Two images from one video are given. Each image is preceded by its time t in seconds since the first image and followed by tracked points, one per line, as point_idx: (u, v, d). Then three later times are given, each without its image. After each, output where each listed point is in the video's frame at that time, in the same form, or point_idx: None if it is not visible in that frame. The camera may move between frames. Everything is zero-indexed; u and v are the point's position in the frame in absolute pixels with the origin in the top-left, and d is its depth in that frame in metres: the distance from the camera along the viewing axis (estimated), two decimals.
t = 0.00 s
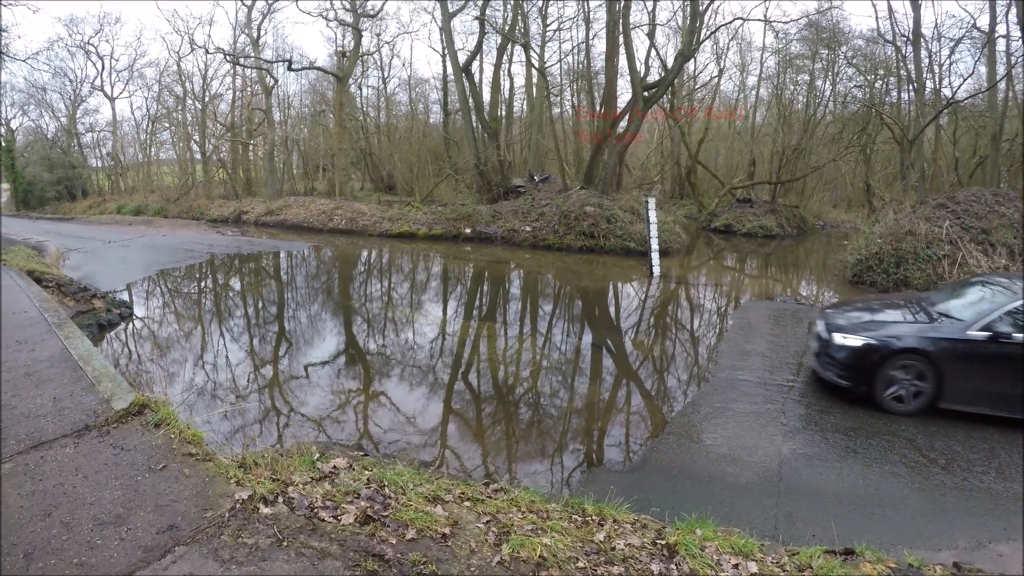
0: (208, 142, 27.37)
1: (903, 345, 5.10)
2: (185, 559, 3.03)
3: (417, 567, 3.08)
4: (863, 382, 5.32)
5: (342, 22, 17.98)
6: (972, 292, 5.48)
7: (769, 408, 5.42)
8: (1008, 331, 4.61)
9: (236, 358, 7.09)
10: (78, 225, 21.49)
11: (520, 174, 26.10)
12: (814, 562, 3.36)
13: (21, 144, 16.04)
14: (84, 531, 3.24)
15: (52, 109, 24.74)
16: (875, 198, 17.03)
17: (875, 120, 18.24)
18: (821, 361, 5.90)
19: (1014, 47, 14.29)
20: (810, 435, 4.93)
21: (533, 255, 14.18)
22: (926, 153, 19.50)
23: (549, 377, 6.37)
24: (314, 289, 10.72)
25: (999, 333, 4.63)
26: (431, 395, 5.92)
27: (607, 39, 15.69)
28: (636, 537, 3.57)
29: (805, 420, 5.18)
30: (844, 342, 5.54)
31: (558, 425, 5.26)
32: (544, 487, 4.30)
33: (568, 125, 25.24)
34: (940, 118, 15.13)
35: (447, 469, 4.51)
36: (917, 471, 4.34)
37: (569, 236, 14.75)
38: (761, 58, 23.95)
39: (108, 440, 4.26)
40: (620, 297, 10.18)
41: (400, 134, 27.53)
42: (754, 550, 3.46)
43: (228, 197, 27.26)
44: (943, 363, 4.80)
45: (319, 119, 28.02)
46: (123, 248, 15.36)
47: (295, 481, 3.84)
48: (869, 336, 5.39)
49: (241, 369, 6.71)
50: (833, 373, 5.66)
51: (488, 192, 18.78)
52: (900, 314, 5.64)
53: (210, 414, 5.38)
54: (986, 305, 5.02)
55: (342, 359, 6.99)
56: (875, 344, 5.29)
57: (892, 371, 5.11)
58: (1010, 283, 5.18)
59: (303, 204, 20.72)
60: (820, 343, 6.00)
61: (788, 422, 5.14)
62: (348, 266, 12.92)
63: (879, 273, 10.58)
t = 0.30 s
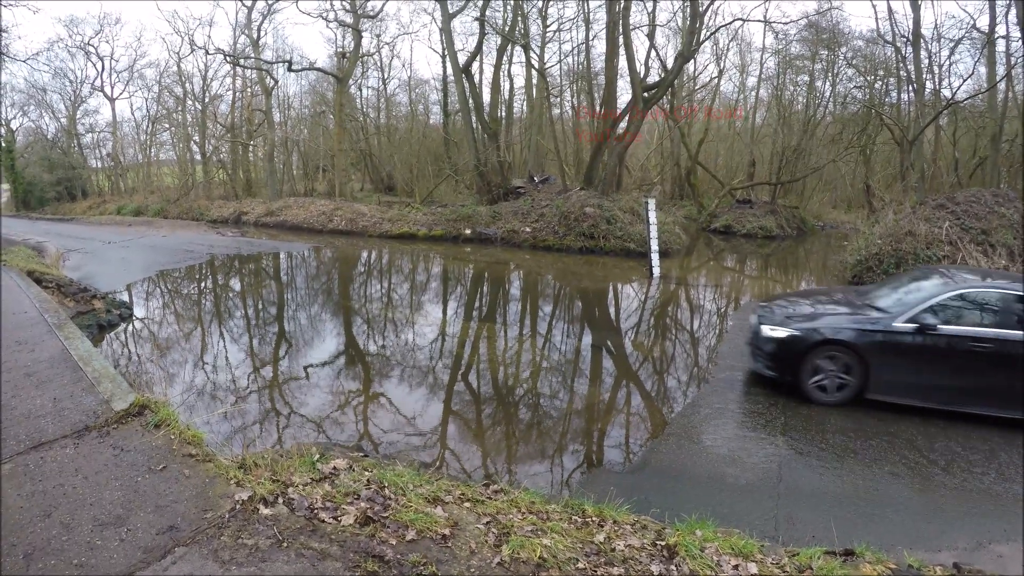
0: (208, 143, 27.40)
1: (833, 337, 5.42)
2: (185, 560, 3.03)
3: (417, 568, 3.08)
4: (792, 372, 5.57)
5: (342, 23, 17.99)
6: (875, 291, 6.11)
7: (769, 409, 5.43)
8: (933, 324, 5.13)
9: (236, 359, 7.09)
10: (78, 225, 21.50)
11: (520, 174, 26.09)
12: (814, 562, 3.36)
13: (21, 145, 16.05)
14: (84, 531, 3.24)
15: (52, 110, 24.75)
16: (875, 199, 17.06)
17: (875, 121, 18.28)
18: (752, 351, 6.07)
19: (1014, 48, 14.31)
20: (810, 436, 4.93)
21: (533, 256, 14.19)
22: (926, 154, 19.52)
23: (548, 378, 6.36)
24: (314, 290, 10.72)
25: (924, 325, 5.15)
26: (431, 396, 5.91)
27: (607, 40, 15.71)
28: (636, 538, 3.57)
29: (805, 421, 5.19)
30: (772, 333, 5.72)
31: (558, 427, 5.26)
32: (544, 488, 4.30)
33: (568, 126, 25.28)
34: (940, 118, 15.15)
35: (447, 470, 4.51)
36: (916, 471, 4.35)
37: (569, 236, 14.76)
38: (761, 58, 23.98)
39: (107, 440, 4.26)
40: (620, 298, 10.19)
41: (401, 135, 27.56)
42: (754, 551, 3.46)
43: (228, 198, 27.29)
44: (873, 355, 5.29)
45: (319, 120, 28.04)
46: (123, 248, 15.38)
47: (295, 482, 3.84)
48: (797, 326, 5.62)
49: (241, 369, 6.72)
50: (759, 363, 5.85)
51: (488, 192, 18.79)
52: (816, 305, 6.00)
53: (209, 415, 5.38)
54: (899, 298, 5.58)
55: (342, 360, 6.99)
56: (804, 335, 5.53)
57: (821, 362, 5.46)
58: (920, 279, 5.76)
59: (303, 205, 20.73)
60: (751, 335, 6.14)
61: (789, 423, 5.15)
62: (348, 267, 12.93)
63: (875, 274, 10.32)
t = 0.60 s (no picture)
0: (207, 143, 27.39)
1: (761, 330, 5.66)
2: (184, 560, 3.03)
3: (416, 568, 3.08)
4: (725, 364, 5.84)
5: (342, 23, 18.00)
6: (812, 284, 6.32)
7: (768, 410, 5.44)
8: (862, 317, 5.33)
9: (235, 359, 7.09)
10: (76, 225, 21.48)
11: (519, 175, 26.11)
12: (812, 563, 3.37)
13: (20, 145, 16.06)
14: (83, 531, 3.24)
15: (51, 109, 24.72)
16: (874, 200, 17.08)
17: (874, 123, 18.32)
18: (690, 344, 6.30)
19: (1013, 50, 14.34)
20: (809, 436, 4.94)
21: (532, 256, 14.19)
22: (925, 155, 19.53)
23: (547, 379, 6.36)
24: (314, 290, 10.72)
25: (850, 318, 5.35)
26: (430, 397, 5.91)
27: (607, 41, 15.73)
28: (634, 538, 3.57)
29: (804, 422, 5.20)
30: (705, 328, 5.96)
31: (557, 427, 5.26)
32: (543, 488, 4.30)
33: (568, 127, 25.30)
34: (939, 120, 15.17)
35: (446, 471, 4.51)
36: (914, 472, 4.36)
37: (568, 237, 14.76)
38: (760, 60, 24.00)
39: (106, 440, 4.25)
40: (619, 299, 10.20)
41: (400, 135, 27.57)
42: (752, 551, 3.47)
43: (227, 198, 27.29)
44: (801, 347, 5.53)
45: (319, 120, 28.04)
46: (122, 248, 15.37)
47: (294, 482, 3.84)
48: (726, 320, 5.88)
49: (240, 370, 6.72)
50: (695, 357, 6.10)
51: (487, 193, 18.79)
52: (747, 299, 6.25)
53: (208, 415, 5.38)
54: (830, 290, 5.79)
55: (341, 360, 6.99)
56: (734, 328, 5.78)
57: (750, 354, 5.71)
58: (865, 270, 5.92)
59: (302, 205, 20.73)
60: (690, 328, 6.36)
61: (788, 424, 5.16)
62: (347, 267, 12.93)
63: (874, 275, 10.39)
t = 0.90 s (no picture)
0: (207, 142, 27.38)
1: (699, 326, 5.86)
2: (182, 559, 3.03)
3: (414, 568, 3.08)
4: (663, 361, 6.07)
5: (343, 23, 17.98)
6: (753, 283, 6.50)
7: (766, 412, 5.44)
8: (792, 314, 5.53)
9: (234, 358, 7.09)
10: (76, 224, 21.46)
11: (519, 176, 26.12)
12: (811, 565, 3.37)
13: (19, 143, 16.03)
14: (81, 530, 3.23)
15: (51, 107, 24.70)
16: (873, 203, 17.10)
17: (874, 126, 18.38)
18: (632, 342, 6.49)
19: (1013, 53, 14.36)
20: (807, 439, 4.93)
21: (532, 257, 14.19)
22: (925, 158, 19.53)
23: (545, 380, 6.35)
24: (313, 290, 10.71)
25: (781, 315, 5.55)
26: (429, 397, 5.91)
27: (607, 43, 15.75)
28: (632, 539, 3.57)
29: (803, 424, 5.21)
30: (645, 325, 6.16)
31: (556, 429, 5.25)
32: (542, 489, 4.30)
33: (568, 128, 25.30)
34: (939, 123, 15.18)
35: (444, 471, 4.51)
36: (912, 475, 4.36)
37: (567, 238, 14.77)
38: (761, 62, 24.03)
39: (105, 439, 4.25)
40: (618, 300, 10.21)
41: (400, 135, 27.57)
42: (750, 553, 3.47)
43: (227, 197, 27.29)
44: (734, 343, 5.73)
45: (319, 120, 28.03)
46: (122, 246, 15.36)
47: (292, 482, 3.84)
48: (663, 318, 6.10)
49: (239, 369, 6.71)
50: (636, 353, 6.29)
51: (487, 193, 18.79)
52: (687, 298, 6.45)
53: (206, 414, 5.37)
54: (766, 288, 5.98)
55: (340, 360, 6.98)
56: (672, 325, 5.98)
57: (686, 350, 5.92)
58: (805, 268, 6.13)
59: (302, 205, 20.72)
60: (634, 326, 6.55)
61: (786, 426, 5.15)
62: (346, 267, 12.92)
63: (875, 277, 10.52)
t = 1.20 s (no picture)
0: (207, 144, 27.39)
1: (640, 322, 6.11)
2: (182, 562, 3.02)
3: (413, 571, 3.08)
4: (610, 355, 6.32)
5: (342, 25, 18.01)
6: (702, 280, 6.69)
7: (765, 413, 5.45)
8: (726, 308, 5.75)
9: (234, 361, 7.09)
10: (75, 226, 21.45)
11: (518, 178, 26.15)
12: (810, 566, 3.37)
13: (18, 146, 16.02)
14: (81, 532, 3.23)
15: (50, 110, 24.72)
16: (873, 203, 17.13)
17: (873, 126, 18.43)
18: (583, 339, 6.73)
19: (1011, 54, 14.39)
20: (805, 439, 4.95)
21: (531, 259, 14.19)
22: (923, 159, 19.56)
23: (544, 382, 6.35)
24: (312, 292, 10.71)
25: (715, 310, 5.77)
26: (428, 400, 5.90)
27: (606, 44, 15.76)
28: (632, 541, 3.57)
29: (801, 425, 5.21)
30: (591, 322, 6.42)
31: (555, 430, 5.24)
32: (541, 490, 4.31)
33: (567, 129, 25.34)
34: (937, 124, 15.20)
35: (444, 473, 4.51)
36: (911, 476, 4.37)
37: (567, 240, 14.79)
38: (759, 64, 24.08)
39: (104, 441, 4.25)
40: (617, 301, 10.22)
41: (399, 137, 27.59)
42: (750, 555, 3.47)
43: (226, 199, 27.30)
44: (673, 337, 5.96)
45: (319, 122, 28.05)
46: (121, 249, 15.36)
47: (291, 485, 3.83)
48: (608, 314, 6.35)
49: (238, 371, 6.71)
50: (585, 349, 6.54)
51: (486, 195, 18.80)
52: (636, 295, 6.68)
53: (206, 416, 5.37)
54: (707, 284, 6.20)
55: (340, 362, 6.98)
56: (616, 322, 6.24)
57: (629, 345, 6.17)
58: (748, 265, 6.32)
59: (301, 207, 20.73)
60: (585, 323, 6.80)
61: (785, 427, 5.16)
62: (346, 269, 12.92)
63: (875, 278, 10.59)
